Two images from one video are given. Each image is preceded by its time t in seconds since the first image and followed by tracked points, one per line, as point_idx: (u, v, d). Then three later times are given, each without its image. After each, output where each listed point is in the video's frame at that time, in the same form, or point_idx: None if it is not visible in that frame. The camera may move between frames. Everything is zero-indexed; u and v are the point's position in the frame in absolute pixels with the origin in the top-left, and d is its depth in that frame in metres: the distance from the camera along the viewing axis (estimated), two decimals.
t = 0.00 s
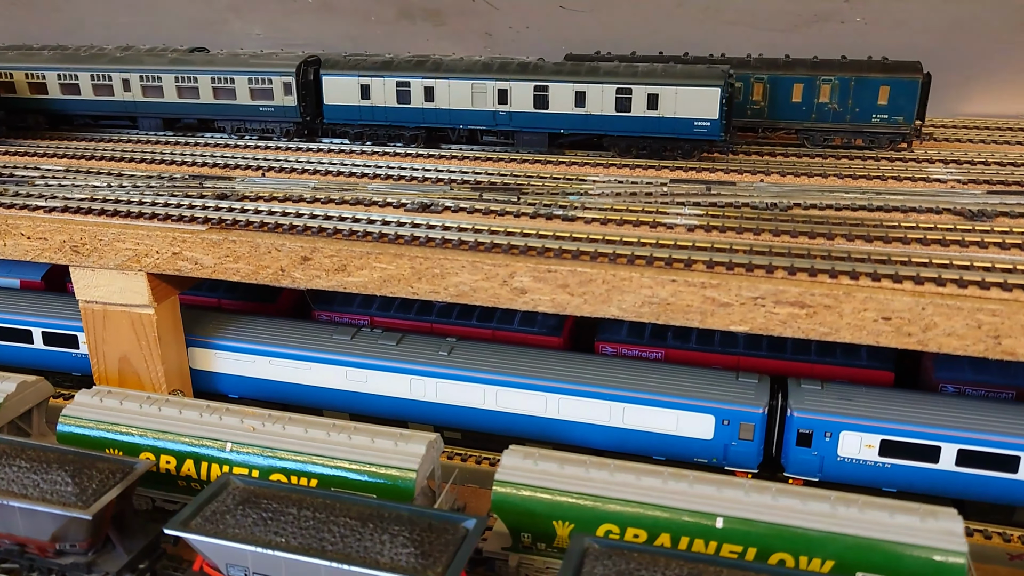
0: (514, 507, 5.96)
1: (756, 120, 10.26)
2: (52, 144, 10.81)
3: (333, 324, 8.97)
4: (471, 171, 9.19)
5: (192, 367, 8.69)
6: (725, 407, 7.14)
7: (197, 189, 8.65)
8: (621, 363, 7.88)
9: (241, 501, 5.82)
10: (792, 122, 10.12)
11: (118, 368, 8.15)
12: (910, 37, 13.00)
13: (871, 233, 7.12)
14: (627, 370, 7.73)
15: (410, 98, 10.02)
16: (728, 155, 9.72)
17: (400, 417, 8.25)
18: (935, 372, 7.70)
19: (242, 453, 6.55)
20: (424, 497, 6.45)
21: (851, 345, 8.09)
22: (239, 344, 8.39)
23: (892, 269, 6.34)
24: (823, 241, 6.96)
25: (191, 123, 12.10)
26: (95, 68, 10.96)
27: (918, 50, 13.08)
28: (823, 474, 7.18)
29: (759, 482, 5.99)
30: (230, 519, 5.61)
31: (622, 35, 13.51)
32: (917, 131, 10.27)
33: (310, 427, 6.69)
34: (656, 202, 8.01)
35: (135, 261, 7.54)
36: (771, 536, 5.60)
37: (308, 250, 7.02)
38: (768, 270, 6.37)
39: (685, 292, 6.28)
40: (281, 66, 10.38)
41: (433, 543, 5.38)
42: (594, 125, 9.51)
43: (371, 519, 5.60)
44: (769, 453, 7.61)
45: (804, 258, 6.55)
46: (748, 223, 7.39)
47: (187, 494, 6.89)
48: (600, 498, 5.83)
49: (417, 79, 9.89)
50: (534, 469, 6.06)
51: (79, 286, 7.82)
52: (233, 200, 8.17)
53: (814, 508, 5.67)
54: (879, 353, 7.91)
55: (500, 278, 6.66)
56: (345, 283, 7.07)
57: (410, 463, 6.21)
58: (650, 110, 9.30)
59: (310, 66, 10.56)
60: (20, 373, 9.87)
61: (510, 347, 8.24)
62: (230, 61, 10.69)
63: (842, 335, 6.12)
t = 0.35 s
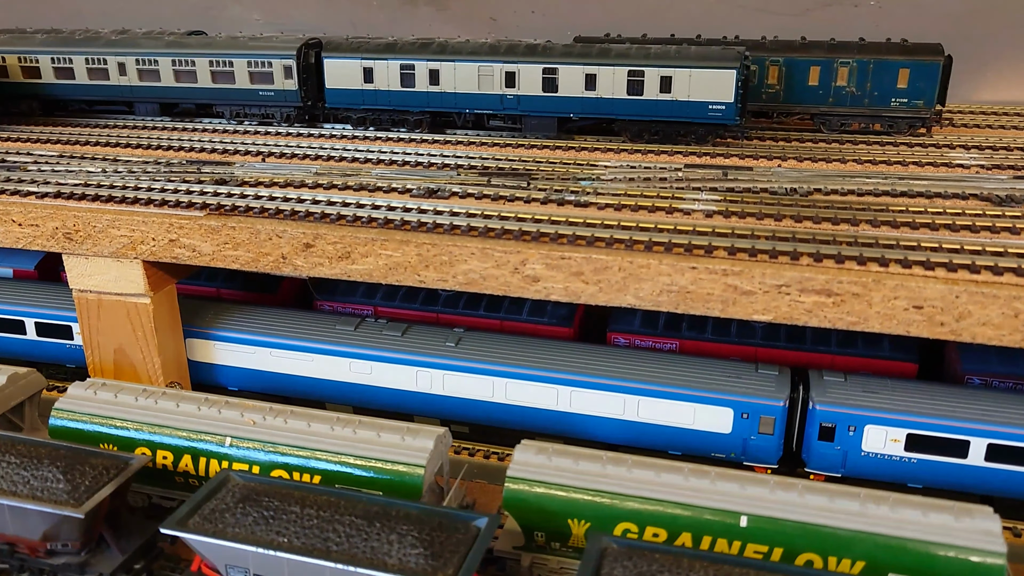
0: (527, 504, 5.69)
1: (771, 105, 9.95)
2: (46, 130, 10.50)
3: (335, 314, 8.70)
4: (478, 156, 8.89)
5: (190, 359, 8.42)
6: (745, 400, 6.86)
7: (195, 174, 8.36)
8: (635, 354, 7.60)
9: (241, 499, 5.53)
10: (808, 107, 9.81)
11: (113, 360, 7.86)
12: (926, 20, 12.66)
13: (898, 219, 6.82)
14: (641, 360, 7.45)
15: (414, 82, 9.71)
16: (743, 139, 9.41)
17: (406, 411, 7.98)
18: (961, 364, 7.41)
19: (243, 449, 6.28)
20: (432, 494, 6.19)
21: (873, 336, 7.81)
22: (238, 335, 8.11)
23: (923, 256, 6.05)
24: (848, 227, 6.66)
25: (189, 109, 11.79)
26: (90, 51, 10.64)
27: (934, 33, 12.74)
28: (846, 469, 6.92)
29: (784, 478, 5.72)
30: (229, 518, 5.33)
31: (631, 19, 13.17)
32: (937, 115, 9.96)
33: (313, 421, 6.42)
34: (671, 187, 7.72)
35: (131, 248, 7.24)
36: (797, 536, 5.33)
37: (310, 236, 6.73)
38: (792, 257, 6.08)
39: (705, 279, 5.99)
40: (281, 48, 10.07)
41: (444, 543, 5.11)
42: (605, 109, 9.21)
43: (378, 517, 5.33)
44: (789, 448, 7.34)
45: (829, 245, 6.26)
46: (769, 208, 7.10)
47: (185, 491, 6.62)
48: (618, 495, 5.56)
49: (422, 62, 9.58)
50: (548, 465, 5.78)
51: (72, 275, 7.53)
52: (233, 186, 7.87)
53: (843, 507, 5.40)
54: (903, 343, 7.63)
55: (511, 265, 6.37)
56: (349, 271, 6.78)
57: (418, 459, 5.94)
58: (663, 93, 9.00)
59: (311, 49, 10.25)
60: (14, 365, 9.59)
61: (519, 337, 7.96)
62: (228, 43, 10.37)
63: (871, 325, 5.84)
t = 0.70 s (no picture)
0: (535, 503, 5.42)
1: (782, 89, 9.64)
2: (34, 115, 10.17)
3: (334, 304, 8.43)
4: (480, 141, 8.59)
5: (183, 351, 8.13)
6: (760, 393, 6.59)
7: (188, 159, 8.05)
8: (645, 345, 7.32)
9: (235, 497, 5.25)
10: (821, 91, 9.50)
11: (103, 352, 7.57)
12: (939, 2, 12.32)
13: (920, 204, 6.54)
14: (652, 352, 7.17)
15: (414, 65, 9.40)
16: (753, 124, 9.11)
17: (407, 404, 7.71)
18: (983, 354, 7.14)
19: (237, 444, 6.01)
20: (435, 492, 5.92)
21: (891, 326, 7.54)
22: (233, 326, 7.83)
23: (950, 242, 5.77)
24: (869, 212, 6.38)
25: (183, 95, 11.45)
26: (79, 34, 10.30)
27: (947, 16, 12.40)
28: (866, 465, 6.65)
29: (805, 475, 5.45)
30: (222, 518, 5.05)
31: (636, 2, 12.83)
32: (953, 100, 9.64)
33: (311, 416, 6.13)
34: (683, 172, 7.44)
35: (120, 235, 6.94)
36: (821, 536, 5.07)
37: (307, 223, 6.44)
38: (813, 243, 5.79)
39: (722, 267, 5.71)
40: (277, 31, 9.75)
41: (449, 545, 4.84)
42: (612, 92, 8.90)
43: (379, 517, 5.06)
44: (806, 443, 7.08)
45: (851, 230, 5.97)
46: (785, 193, 6.81)
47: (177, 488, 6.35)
48: (631, 493, 5.29)
49: (423, 44, 9.26)
50: (557, 461, 5.51)
51: (60, 264, 7.23)
52: (227, 170, 7.57)
53: (868, 505, 5.13)
54: (922, 334, 7.36)
55: (517, 253, 6.08)
56: (347, 259, 6.49)
57: (421, 455, 5.66)
58: (672, 76, 8.69)
59: (308, 31, 9.92)
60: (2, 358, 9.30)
61: (524, 328, 7.68)
62: (222, 26, 10.04)
63: (896, 315, 5.55)
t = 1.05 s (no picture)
0: (550, 499, 5.22)
1: (795, 72, 9.35)
2: (29, 102, 9.92)
3: (337, 295, 8.22)
4: (487, 126, 8.35)
5: (184, 343, 7.92)
6: (779, 384, 6.39)
7: (187, 145, 7.82)
8: (658, 335, 7.12)
9: (238, 494, 5.04)
10: (835, 74, 9.21)
11: (101, 343, 7.36)
12: None
13: (945, 188, 6.32)
14: (666, 342, 6.96)
15: (419, 49, 9.16)
16: (767, 109, 8.88)
17: (414, 397, 7.51)
18: (1008, 344, 6.92)
19: (240, 439, 5.81)
20: (445, 487, 5.73)
21: (911, 314, 7.33)
22: (234, 317, 7.63)
23: (979, 226, 5.55)
24: (892, 196, 6.16)
25: (181, 82, 11.19)
26: (74, 19, 10.04)
27: None
28: (888, 458, 6.47)
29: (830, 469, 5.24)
30: (225, 515, 4.85)
31: None
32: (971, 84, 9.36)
33: (316, 409, 5.93)
34: (697, 157, 7.22)
35: (118, 224, 6.73)
36: (849, 532, 4.87)
37: (310, 210, 6.22)
38: (837, 228, 5.57)
39: (743, 253, 5.49)
40: (278, 14, 9.50)
41: (462, 543, 4.63)
42: (622, 76, 8.66)
43: (388, 514, 4.86)
44: (825, 435, 6.88)
45: (876, 215, 5.75)
46: (804, 178, 6.59)
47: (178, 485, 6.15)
48: (649, 489, 5.09)
49: (427, 27, 9.01)
50: (572, 455, 5.30)
51: (56, 254, 7.01)
52: (227, 157, 7.34)
53: (897, 500, 4.93)
54: (944, 322, 7.15)
55: (529, 240, 5.86)
56: (353, 247, 6.27)
57: (430, 449, 5.46)
58: (684, 59, 8.45)
59: (309, 15, 9.67)
60: None
61: (534, 318, 7.47)
62: (221, 9, 9.78)
63: (924, 302, 5.34)
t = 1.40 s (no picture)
0: (567, 492, 5.02)
1: (808, 56, 9.15)
2: (23, 91, 9.69)
3: (341, 285, 8.02)
4: (493, 111, 8.14)
5: (183, 336, 7.72)
6: (799, 373, 6.20)
7: (185, 131, 7.60)
8: (673, 323, 6.92)
9: (242, 488, 4.83)
10: (848, 58, 9.04)
11: (98, 336, 7.14)
12: None
13: (970, 169, 6.12)
14: (680, 330, 6.76)
15: (422, 33, 8.93)
16: (779, 94, 8.67)
17: (421, 389, 7.31)
18: None
19: (243, 432, 5.60)
20: (455, 480, 5.54)
21: (931, 301, 7.14)
22: (236, 308, 7.42)
23: (1009, 207, 5.35)
24: (916, 177, 5.96)
25: (178, 70, 10.96)
26: (68, 6, 9.79)
27: None
28: (911, 448, 6.27)
29: (858, 459, 5.05)
30: (229, 510, 4.65)
31: None
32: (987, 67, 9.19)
33: (321, 400, 5.72)
34: (711, 140, 7.01)
35: (115, 211, 6.51)
36: (880, 524, 4.67)
37: (314, 195, 6.01)
38: (862, 210, 5.37)
39: (764, 236, 5.29)
40: None
41: (476, 538, 4.42)
42: (631, 60, 8.45)
43: (400, 508, 4.65)
44: (846, 426, 6.69)
45: (902, 196, 5.55)
46: (824, 159, 6.39)
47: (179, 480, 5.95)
48: (670, 480, 4.89)
49: (430, 11, 8.78)
50: (589, 447, 5.10)
51: (51, 243, 6.79)
52: (227, 142, 7.13)
53: (929, 491, 4.73)
54: (966, 309, 6.97)
55: (541, 224, 5.65)
56: (358, 233, 6.06)
57: (441, 441, 5.26)
58: (695, 42, 8.24)
59: None
60: None
61: (544, 306, 7.28)
62: None
63: (954, 286, 5.14)
